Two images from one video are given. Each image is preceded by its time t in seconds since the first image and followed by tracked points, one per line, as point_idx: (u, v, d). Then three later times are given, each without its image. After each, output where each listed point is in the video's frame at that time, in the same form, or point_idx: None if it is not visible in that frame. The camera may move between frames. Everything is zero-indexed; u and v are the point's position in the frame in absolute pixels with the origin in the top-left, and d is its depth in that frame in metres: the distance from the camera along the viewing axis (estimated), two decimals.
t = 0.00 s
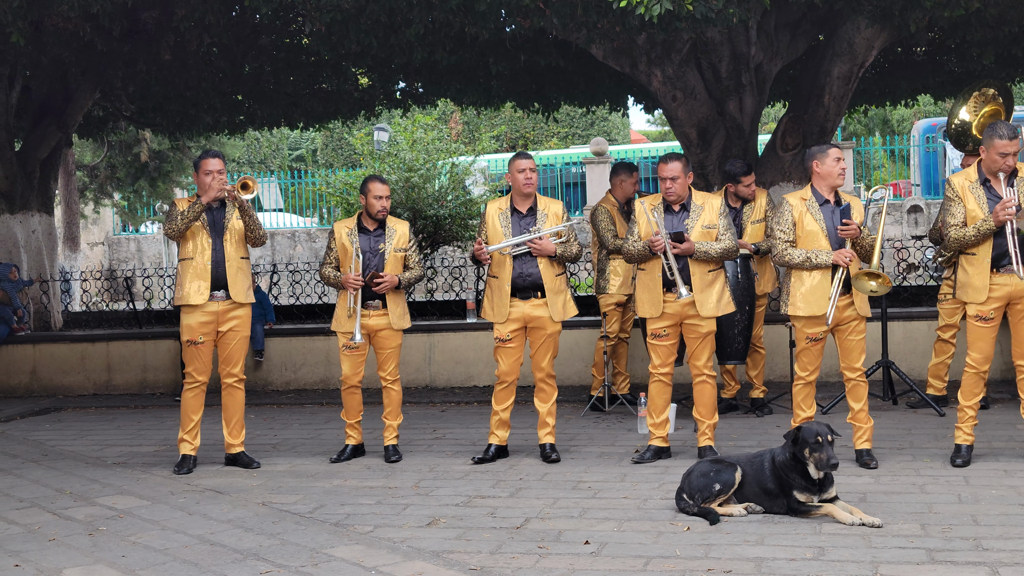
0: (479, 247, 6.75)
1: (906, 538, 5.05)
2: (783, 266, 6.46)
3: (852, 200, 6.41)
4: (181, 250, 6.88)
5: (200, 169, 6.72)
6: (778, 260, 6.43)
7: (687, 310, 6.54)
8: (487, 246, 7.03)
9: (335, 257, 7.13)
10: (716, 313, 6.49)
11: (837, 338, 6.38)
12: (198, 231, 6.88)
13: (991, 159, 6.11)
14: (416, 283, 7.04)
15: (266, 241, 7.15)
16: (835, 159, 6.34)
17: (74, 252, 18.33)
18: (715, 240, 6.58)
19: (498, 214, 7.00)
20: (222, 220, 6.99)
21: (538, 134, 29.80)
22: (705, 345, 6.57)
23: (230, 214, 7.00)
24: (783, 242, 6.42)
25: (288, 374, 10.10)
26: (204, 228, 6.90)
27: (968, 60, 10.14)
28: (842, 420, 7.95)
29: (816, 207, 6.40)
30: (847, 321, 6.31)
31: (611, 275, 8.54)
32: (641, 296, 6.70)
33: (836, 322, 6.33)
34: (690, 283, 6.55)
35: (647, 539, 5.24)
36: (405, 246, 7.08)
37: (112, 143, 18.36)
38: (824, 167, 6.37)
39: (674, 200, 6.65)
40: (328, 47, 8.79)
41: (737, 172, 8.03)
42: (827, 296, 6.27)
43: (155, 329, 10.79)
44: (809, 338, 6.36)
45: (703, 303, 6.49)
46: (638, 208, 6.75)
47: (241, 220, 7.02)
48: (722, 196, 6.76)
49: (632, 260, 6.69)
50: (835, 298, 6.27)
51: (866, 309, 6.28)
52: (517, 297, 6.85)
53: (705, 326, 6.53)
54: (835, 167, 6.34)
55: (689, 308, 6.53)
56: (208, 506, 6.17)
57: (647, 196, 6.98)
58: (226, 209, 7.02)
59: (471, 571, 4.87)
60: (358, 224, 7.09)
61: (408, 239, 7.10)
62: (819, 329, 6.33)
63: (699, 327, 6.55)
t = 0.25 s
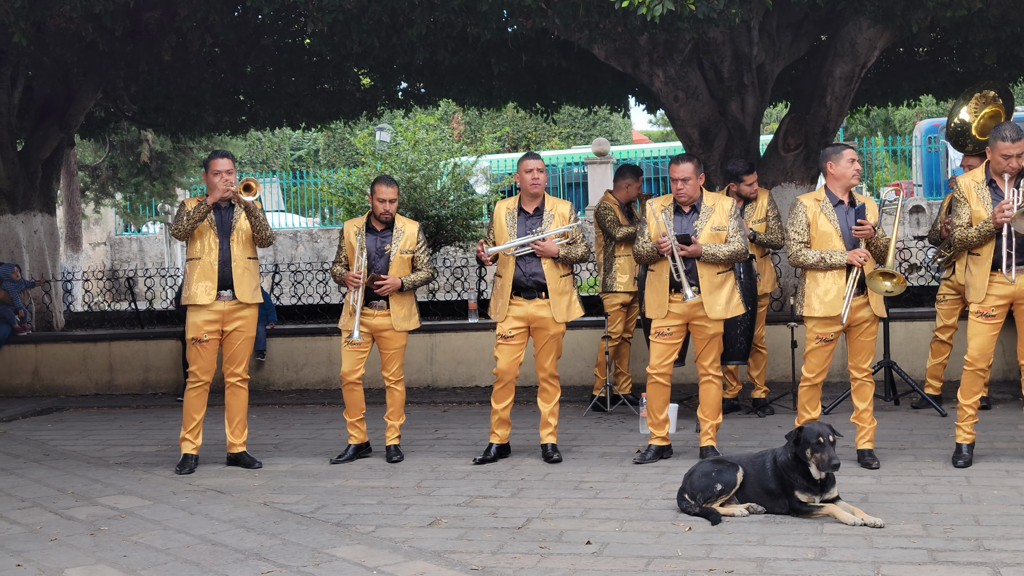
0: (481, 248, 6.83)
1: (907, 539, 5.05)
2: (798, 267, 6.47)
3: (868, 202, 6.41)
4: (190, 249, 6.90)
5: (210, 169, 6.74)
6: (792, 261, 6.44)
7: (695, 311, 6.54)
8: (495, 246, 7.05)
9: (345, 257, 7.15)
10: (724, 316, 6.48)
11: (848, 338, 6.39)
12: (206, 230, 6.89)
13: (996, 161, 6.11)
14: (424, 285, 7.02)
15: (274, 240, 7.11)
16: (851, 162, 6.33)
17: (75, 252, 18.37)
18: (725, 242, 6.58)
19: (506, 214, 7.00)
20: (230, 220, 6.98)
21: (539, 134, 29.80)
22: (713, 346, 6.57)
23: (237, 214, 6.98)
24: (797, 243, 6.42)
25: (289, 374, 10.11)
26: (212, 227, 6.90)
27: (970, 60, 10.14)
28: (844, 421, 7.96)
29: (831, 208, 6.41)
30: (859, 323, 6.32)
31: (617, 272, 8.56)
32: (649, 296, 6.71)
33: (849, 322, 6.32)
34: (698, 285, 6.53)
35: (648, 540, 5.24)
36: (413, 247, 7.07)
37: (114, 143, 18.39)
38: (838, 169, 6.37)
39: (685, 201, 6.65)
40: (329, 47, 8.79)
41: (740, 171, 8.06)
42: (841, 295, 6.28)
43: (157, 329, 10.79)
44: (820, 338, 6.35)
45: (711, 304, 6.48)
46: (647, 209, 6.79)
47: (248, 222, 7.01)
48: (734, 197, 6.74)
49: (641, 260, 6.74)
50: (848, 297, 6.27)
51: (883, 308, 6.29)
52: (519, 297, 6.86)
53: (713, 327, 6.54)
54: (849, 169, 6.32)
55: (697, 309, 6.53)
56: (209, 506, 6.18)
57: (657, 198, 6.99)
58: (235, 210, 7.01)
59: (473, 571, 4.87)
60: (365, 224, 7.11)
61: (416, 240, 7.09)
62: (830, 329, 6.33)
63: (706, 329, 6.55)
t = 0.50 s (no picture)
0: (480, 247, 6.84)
1: (909, 539, 5.05)
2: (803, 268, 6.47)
3: (873, 203, 6.39)
4: (193, 249, 6.92)
5: (215, 169, 6.74)
6: (797, 262, 6.46)
7: (696, 311, 6.54)
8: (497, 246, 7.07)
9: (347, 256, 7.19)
10: (724, 318, 6.47)
11: (856, 338, 6.38)
12: (209, 230, 6.91)
13: (995, 162, 6.12)
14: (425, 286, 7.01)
15: (278, 241, 7.10)
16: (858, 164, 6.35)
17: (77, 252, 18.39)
18: (727, 243, 6.56)
19: (508, 213, 7.03)
20: (234, 221, 6.99)
21: (541, 134, 29.79)
22: (715, 348, 6.56)
23: (241, 215, 6.99)
24: (802, 245, 6.44)
25: (291, 374, 10.11)
26: (216, 227, 6.91)
27: (972, 61, 10.14)
28: (846, 421, 7.96)
29: (835, 210, 6.41)
30: (868, 323, 6.31)
31: (617, 273, 8.60)
32: (654, 297, 6.73)
33: (855, 322, 6.32)
34: (699, 287, 6.52)
35: (650, 540, 5.24)
36: (413, 249, 7.06)
37: (115, 143, 18.41)
38: (847, 170, 6.39)
39: (691, 201, 6.67)
40: (331, 47, 8.78)
41: (740, 170, 8.07)
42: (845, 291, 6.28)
43: (159, 329, 10.79)
44: (825, 338, 6.35)
45: (712, 306, 6.48)
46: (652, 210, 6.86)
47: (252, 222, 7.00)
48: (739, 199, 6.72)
49: (646, 261, 6.79)
50: (851, 297, 6.28)
51: (889, 309, 6.27)
52: (519, 299, 6.86)
53: (715, 329, 6.53)
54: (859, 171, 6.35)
55: (698, 310, 6.53)
56: (211, 506, 6.18)
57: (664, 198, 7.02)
58: (239, 211, 7.01)
59: (475, 571, 4.87)
60: (367, 226, 7.14)
61: (416, 241, 7.08)
62: (836, 330, 6.32)
63: (709, 330, 6.54)
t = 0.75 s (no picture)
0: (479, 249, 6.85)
1: (911, 540, 5.05)
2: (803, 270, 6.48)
3: (873, 204, 6.40)
4: (194, 250, 6.92)
5: (216, 170, 6.74)
6: (797, 264, 6.46)
7: (696, 312, 6.55)
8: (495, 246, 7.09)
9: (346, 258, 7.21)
10: (724, 319, 6.48)
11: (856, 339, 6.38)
12: (209, 231, 6.90)
13: (993, 162, 6.08)
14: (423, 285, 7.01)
15: (278, 241, 7.09)
16: (858, 167, 6.31)
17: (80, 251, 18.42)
18: (727, 244, 6.55)
19: (507, 214, 7.02)
20: (234, 221, 6.99)
21: (544, 134, 29.78)
22: (716, 348, 6.56)
23: (242, 216, 6.99)
24: (801, 246, 6.45)
25: (293, 374, 10.11)
26: (216, 227, 6.91)
27: (974, 61, 10.13)
28: (848, 421, 7.95)
29: (834, 211, 6.41)
30: (868, 323, 6.31)
31: (614, 277, 8.58)
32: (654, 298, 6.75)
33: (855, 322, 6.32)
34: (698, 287, 6.53)
35: (652, 540, 5.24)
36: (409, 249, 7.05)
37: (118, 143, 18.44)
38: (847, 172, 6.36)
39: (692, 201, 6.68)
40: (333, 48, 8.78)
41: (742, 171, 8.07)
42: (843, 296, 6.28)
43: (161, 329, 10.80)
44: (825, 338, 6.35)
45: (712, 308, 6.49)
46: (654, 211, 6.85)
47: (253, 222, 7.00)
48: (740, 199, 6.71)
49: (646, 261, 6.80)
50: (851, 298, 6.28)
51: (889, 309, 6.27)
52: (518, 299, 6.86)
53: (714, 330, 6.53)
54: (859, 172, 6.31)
55: (697, 311, 6.54)
56: (214, 506, 6.19)
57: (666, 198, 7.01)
58: (239, 211, 7.02)
59: (477, 571, 4.87)
60: (364, 228, 7.14)
61: (412, 241, 7.07)
62: (836, 330, 6.33)
63: (709, 331, 6.54)
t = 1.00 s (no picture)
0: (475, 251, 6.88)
1: (914, 541, 5.05)
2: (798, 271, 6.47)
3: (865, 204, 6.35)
4: (192, 251, 6.93)
5: (211, 170, 6.76)
6: (792, 265, 6.45)
7: (692, 314, 6.52)
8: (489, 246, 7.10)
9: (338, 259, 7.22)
10: (721, 319, 6.46)
11: (852, 340, 6.37)
12: (207, 231, 6.91)
13: (988, 162, 6.10)
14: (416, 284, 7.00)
15: (276, 241, 7.08)
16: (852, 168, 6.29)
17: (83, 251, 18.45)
18: (723, 245, 6.57)
19: (500, 215, 7.03)
20: (231, 222, 6.99)
21: (546, 135, 29.78)
22: (713, 350, 6.55)
23: (239, 216, 6.99)
24: (796, 247, 6.43)
25: (296, 375, 10.12)
26: (214, 228, 6.92)
27: (977, 61, 10.12)
28: (851, 422, 7.95)
29: (828, 212, 6.40)
30: (863, 324, 6.30)
31: (611, 278, 8.53)
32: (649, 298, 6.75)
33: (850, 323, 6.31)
34: (694, 288, 6.55)
35: (654, 541, 5.24)
36: (401, 247, 7.05)
37: (121, 144, 18.46)
38: (839, 173, 6.34)
39: (687, 201, 6.67)
40: (336, 49, 8.78)
41: (745, 172, 8.05)
42: (840, 299, 6.28)
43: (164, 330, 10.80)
44: (823, 339, 6.34)
45: (708, 308, 6.47)
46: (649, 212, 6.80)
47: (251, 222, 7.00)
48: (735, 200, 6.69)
49: (642, 262, 6.80)
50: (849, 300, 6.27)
51: (883, 309, 6.25)
52: (513, 299, 6.86)
53: (711, 331, 6.52)
54: (851, 175, 6.29)
55: (693, 312, 6.52)
56: (216, 507, 6.19)
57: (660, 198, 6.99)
58: (236, 211, 7.01)
59: (479, 572, 4.87)
60: (356, 227, 7.17)
61: (404, 240, 7.08)
62: (832, 331, 6.32)
63: (705, 331, 6.54)
